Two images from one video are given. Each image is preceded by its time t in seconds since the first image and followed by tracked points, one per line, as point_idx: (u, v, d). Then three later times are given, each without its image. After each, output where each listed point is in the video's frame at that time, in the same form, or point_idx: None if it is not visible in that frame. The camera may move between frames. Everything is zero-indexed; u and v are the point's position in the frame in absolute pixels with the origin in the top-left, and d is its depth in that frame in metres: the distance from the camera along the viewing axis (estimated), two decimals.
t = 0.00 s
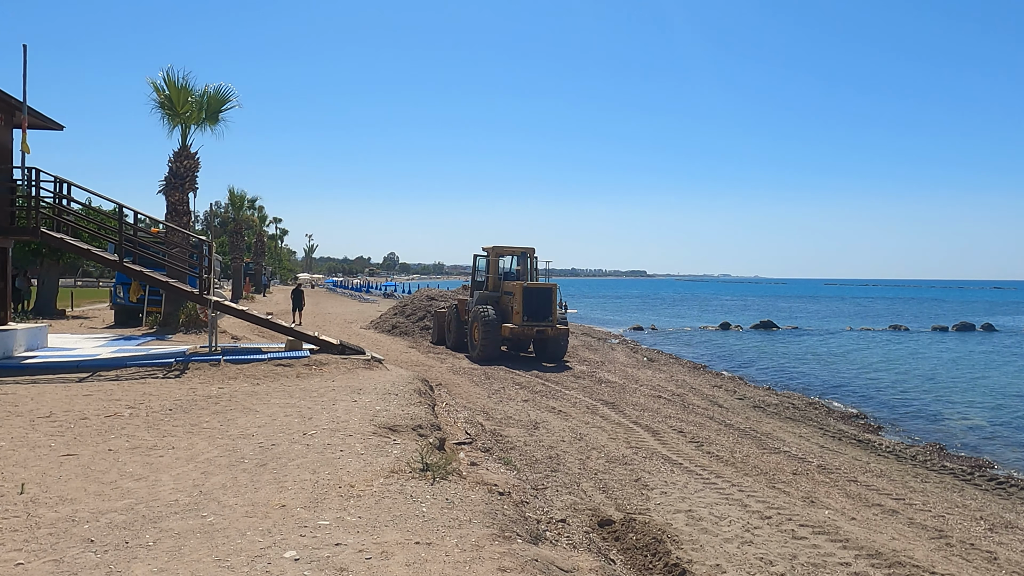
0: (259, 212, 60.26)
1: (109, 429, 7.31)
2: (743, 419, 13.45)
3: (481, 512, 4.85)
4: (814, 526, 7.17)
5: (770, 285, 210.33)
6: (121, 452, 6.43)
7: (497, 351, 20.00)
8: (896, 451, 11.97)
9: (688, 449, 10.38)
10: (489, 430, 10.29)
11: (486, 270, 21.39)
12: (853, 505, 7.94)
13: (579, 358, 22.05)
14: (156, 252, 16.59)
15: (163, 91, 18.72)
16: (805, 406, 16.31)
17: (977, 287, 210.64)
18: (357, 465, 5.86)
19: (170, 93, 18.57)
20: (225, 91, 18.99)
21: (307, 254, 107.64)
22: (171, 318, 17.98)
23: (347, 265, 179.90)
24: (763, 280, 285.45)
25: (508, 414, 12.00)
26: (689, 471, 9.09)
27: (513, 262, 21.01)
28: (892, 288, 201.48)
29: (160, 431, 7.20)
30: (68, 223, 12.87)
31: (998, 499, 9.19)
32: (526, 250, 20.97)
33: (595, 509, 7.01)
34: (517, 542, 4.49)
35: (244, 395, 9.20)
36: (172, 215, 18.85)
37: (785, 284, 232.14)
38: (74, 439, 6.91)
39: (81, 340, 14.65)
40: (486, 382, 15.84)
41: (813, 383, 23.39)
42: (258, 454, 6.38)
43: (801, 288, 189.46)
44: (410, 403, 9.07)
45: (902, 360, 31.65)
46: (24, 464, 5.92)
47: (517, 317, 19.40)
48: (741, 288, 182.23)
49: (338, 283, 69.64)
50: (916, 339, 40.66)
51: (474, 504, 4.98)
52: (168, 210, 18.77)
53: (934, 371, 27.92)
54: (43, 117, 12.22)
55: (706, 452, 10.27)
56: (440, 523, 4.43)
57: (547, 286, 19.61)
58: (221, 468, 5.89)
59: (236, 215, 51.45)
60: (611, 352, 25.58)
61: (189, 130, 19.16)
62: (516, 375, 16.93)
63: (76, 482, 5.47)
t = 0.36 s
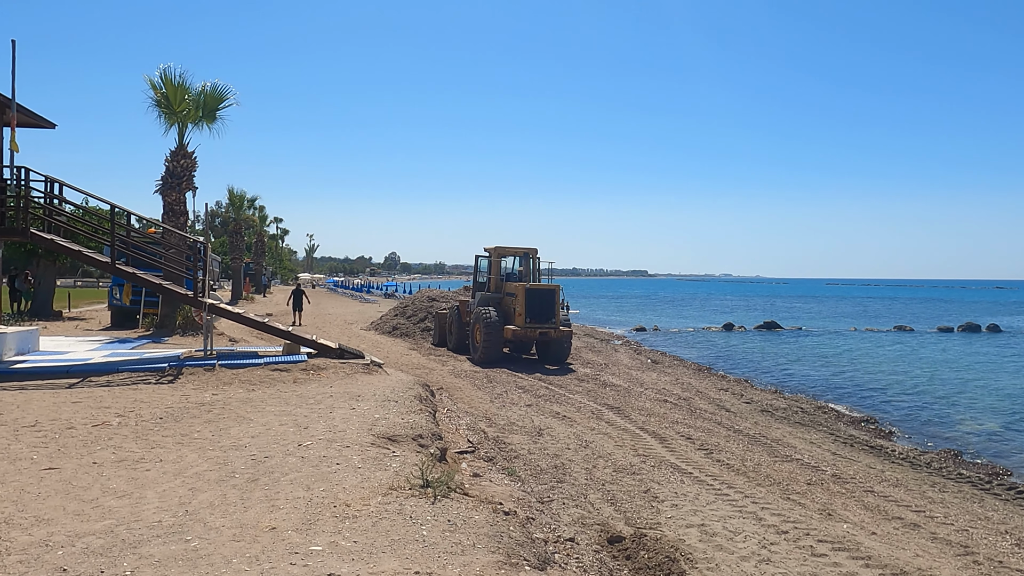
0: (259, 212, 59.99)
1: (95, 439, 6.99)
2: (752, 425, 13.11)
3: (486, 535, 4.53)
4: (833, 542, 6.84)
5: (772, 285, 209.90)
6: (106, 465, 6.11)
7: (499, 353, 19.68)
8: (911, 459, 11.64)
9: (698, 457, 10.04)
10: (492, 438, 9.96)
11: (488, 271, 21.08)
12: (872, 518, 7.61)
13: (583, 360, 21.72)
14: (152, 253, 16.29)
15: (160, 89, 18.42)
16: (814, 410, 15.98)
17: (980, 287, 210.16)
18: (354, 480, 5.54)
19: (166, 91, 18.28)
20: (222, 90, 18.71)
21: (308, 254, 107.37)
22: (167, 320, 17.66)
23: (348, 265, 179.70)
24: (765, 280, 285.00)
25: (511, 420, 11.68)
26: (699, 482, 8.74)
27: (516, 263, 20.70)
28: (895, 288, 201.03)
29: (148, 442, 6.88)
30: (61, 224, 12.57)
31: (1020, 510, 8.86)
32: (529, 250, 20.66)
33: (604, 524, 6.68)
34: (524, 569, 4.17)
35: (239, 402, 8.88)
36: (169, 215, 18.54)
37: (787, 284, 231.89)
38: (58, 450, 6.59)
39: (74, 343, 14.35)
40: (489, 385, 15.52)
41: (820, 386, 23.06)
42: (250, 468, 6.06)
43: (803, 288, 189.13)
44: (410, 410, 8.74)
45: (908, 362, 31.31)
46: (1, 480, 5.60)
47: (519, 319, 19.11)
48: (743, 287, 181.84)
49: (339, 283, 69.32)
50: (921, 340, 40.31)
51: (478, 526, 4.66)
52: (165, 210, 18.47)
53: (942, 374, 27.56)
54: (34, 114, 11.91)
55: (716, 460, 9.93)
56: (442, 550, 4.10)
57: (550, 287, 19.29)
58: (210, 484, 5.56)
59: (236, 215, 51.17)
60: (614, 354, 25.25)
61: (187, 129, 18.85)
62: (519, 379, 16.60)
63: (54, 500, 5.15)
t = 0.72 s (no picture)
0: (261, 212, 59.76)
1: (93, 446, 6.70)
2: (767, 429, 12.80)
3: (509, 554, 4.25)
4: (864, 554, 6.54)
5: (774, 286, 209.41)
6: (103, 475, 5.82)
7: (506, 354, 19.39)
8: (931, 464, 11.33)
9: (715, 463, 9.74)
10: (503, 443, 9.67)
11: (494, 270, 20.79)
12: (902, 529, 7.31)
13: (590, 361, 21.41)
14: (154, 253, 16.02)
15: (161, 87, 18.15)
16: (828, 413, 15.66)
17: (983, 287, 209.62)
18: (365, 493, 5.25)
19: (168, 89, 18.01)
20: (225, 87, 18.45)
21: (310, 254, 107.13)
22: (169, 321, 17.39)
23: (350, 265, 179.51)
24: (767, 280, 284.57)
25: (521, 424, 11.39)
26: (719, 489, 8.44)
27: (522, 263, 20.43)
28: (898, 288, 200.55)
29: (149, 450, 6.60)
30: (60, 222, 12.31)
31: None
32: (535, 250, 20.38)
33: (624, 537, 6.39)
34: None
35: (242, 406, 8.59)
36: (170, 214, 18.27)
37: (790, 284, 231.43)
38: (54, 459, 6.30)
39: (74, 344, 14.07)
40: (496, 388, 15.22)
41: (830, 388, 22.74)
42: (255, 477, 5.77)
43: (805, 288, 188.67)
44: (420, 415, 8.46)
45: (917, 363, 30.99)
46: None
47: (526, 320, 18.85)
48: (746, 287, 181.35)
49: (341, 284, 69.08)
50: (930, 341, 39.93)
51: (500, 544, 4.38)
52: (166, 209, 18.19)
53: (953, 375, 27.21)
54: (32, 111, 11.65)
55: (734, 466, 9.63)
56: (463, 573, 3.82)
57: (557, 287, 19.01)
58: (213, 496, 5.27)
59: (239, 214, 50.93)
60: (621, 355, 24.93)
61: (188, 127, 18.58)
62: (526, 381, 16.30)
63: (48, 514, 4.86)
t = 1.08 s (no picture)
0: (263, 212, 59.53)
1: (86, 453, 6.39)
2: (781, 433, 12.47)
3: None
4: (896, 568, 6.22)
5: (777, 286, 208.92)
6: (95, 485, 5.51)
7: (511, 355, 19.07)
8: (952, 470, 11.00)
9: (731, 470, 9.42)
10: (512, 448, 9.35)
11: (499, 270, 20.49)
12: (932, 541, 6.99)
13: (596, 362, 21.07)
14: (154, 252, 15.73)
15: (161, 83, 17.87)
16: (841, 416, 15.34)
17: (987, 288, 209.00)
18: (372, 506, 4.95)
19: (168, 85, 17.72)
20: (227, 84, 18.19)
21: (312, 254, 106.90)
22: (169, 321, 17.11)
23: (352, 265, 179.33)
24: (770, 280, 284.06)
25: (530, 428, 11.08)
26: (737, 498, 8.11)
27: (527, 263, 20.12)
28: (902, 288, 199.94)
29: (144, 458, 6.28)
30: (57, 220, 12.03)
31: None
32: (541, 250, 20.08)
33: (644, 551, 6.07)
34: None
35: (243, 410, 8.28)
36: (170, 213, 17.98)
37: (793, 284, 230.87)
38: (44, 467, 5.99)
39: (71, 345, 13.78)
40: (502, 390, 14.90)
41: (840, 390, 22.40)
42: (256, 488, 5.46)
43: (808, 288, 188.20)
44: (427, 420, 8.15)
45: (926, 365, 30.62)
46: None
47: (532, 320, 18.52)
48: (749, 288, 180.88)
49: (343, 283, 68.82)
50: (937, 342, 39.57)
51: (520, 566, 4.07)
52: (167, 207, 17.90)
53: (963, 377, 26.85)
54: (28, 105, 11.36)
55: (751, 473, 9.30)
56: None
57: (563, 287, 18.70)
58: (210, 509, 4.95)
59: (240, 214, 50.69)
60: (627, 355, 24.62)
61: (190, 124, 18.30)
62: (532, 383, 15.98)
63: (33, 529, 4.54)
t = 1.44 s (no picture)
0: (263, 211, 59.21)
1: (68, 463, 6.02)
2: (793, 437, 12.09)
3: None
4: None
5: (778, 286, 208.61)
6: (75, 499, 5.13)
7: (514, 357, 18.70)
8: (972, 477, 10.64)
9: (745, 477, 9.05)
10: (517, 455, 8.98)
11: (502, 270, 20.12)
12: (962, 555, 6.64)
13: (600, 364, 20.69)
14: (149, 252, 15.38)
15: (157, 78, 17.51)
16: (852, 420, 14.97)
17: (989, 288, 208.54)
18: (372, 524, 4.60)
19: (164, 80, 17.36)
20: (224, 79, 17.83)
21: (312, 253, 106.62)
22: (164, 322, 16.76)
23: (353, 264, 178.97)
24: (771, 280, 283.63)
25: (534, 433, 10.70)
26: (754, 508, 7.74)
27: (530, 262, 19.76)
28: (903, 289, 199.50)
29: (129, 468, 5.91)
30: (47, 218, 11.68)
31: None
32: (544, 249, 19.71)
33: (660, 568, 5.71)
34: None
35: (236, 416, 7.91)
36: (166, 211, 17.62)
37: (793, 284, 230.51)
38: (21, 478, 5.61)
39: (62, 346, 13.41)
40: (505, 392, 14.53)
41: (848, 392, 22.02)
42: (247, 502, 5.09)
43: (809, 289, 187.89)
44: (429, 426, 7.78)
45: (933, 367, 30.22)
46: None
47: (535, 321, 18.14)
48: (749, 288, 180.67)
49: (343, 283, 68.49)
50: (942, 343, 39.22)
51: None
52: (162, 205, 17.53)
53: (971, 380, 26.47)
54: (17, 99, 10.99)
55: (766, 480, 8.93)
56: None
57: (567, 288, 18.33)
58: (196, 527, 4.58)
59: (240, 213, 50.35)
60: (630, 357, 24.24)
61: (186, 119, 17.93)
62: (535, 385, 15.61)
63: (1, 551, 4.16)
